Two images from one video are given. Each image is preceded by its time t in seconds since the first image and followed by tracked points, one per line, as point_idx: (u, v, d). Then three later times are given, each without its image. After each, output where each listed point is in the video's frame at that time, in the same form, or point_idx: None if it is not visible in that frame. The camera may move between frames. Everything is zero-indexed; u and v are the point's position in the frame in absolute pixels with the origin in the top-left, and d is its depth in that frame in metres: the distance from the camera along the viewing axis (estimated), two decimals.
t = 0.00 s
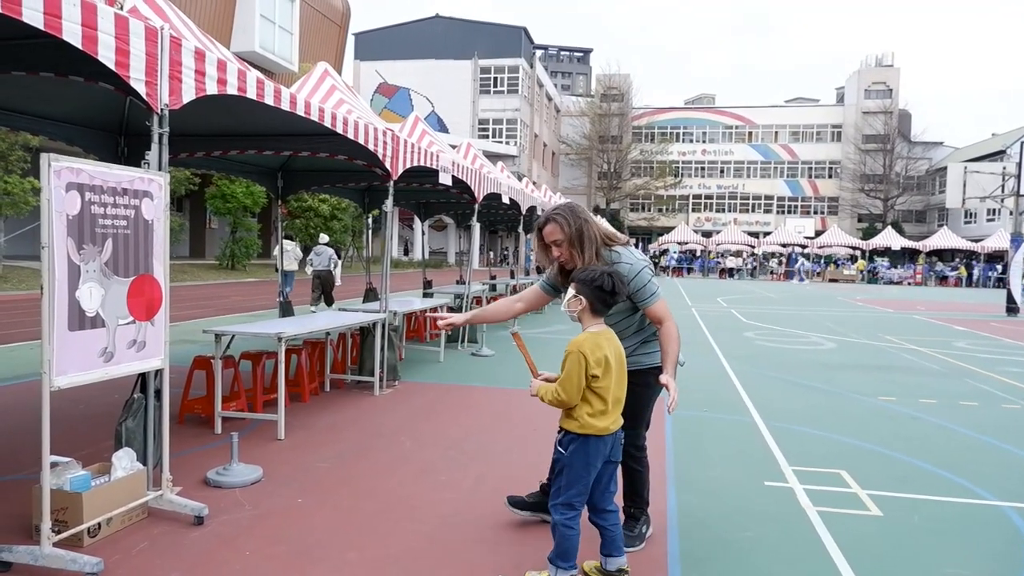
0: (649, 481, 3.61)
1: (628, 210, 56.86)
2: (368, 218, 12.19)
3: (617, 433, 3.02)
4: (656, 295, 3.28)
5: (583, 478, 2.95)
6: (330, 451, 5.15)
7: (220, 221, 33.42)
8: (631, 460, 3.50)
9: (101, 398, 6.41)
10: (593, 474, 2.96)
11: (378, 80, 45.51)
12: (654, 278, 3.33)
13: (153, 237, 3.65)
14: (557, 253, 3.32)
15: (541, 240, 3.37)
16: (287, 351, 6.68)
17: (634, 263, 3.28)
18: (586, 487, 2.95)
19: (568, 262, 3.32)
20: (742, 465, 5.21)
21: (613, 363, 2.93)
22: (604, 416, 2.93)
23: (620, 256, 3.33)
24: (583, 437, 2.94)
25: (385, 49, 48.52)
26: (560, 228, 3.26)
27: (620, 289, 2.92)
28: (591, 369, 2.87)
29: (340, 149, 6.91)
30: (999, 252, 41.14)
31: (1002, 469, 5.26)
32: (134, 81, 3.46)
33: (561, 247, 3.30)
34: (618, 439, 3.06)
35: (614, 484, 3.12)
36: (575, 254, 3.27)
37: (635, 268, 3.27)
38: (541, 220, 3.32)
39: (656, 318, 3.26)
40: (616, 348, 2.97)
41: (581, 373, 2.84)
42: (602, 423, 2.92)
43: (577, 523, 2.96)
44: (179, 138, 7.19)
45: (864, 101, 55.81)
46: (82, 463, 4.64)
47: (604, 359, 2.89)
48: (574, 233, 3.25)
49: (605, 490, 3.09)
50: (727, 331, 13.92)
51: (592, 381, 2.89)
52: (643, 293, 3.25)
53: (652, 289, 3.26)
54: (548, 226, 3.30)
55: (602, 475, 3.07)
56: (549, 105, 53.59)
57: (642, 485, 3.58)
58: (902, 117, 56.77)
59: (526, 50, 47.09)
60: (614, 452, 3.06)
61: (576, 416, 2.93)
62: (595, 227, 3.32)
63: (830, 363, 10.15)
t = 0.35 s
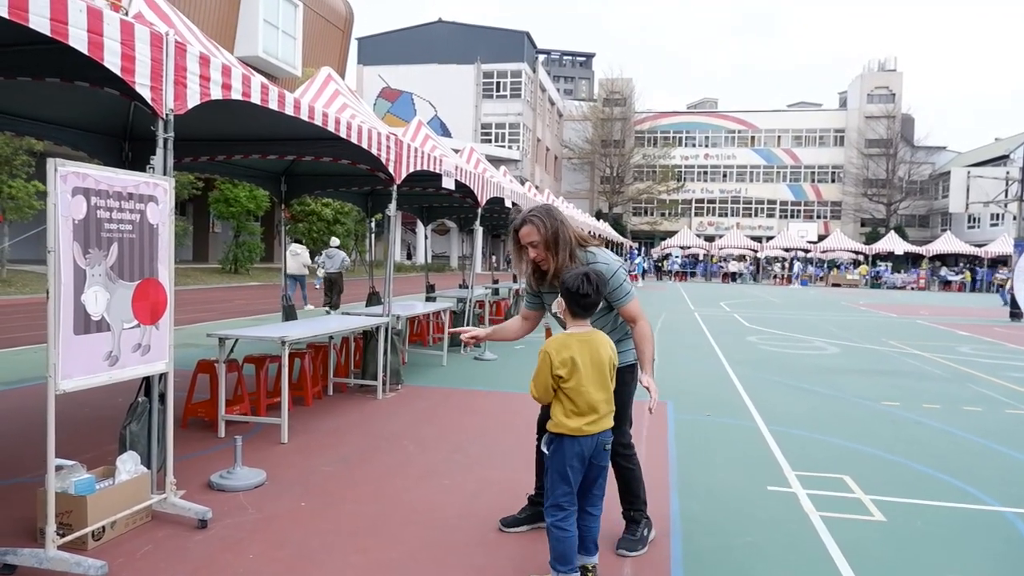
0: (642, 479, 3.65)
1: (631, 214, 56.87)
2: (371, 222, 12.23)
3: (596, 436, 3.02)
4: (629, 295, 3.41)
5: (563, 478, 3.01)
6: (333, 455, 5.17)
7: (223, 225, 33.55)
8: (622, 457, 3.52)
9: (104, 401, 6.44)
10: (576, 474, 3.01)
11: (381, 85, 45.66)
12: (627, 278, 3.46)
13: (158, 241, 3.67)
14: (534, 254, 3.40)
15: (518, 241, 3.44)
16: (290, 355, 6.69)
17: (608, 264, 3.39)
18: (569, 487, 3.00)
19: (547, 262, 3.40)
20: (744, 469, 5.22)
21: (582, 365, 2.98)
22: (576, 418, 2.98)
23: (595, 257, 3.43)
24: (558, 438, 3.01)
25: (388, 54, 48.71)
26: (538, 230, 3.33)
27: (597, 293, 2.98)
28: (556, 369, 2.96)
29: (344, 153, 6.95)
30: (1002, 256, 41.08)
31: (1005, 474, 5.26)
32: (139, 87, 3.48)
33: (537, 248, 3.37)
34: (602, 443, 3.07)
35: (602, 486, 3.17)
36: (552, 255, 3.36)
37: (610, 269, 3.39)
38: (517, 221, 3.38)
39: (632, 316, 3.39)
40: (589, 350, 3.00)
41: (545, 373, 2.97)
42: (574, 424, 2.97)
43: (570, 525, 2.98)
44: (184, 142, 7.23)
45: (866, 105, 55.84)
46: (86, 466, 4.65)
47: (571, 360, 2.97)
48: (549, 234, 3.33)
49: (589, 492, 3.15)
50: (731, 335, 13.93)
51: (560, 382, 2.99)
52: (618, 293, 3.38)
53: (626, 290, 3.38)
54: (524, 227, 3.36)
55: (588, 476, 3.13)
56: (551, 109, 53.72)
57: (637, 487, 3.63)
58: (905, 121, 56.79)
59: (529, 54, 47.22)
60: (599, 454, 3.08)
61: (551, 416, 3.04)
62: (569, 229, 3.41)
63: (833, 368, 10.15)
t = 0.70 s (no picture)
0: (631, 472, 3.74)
1: (636, 217, 56.83)
2: (377, 226, 12.25)
3: (588, 438, 3.11)
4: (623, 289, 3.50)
5: (556, 473, 3.16)
6: (339, 458, 5.18)
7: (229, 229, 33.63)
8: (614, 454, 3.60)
9: (111, 404, 6.46)
10: (568, 473, 3.14)
11: (386, 89, 45.73)
12: (619, 273, 3.56)
13: (166, 244, 3.69)
14: (534, 250, 3.40)
15: (515, 237, 3.42)
16: (296, 358, 6.70)
17: (602, 260, 3.48)
18: (556, 480, 3.15)
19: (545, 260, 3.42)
20: (750, 474, 5.20)
21: (577, 367, 3.12)
22: (570, 418, 3.12)
23: (590, 254, 3.50)
24: (554, 436, 3.18)
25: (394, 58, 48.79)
26: (540, 228, 3.33)
27: (595, 297, 3.11)
28: (553, 370, 3.16)
29: (350, 157, 6.97)
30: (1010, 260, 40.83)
31: (1013, 480, 5.24)
32: (148, 91, 3.51)
33: (538, 245, 3.38)
34: (597, 447, 3.14)
35: (607, 490, 3.22)
36: (553, 253, 3.38)
37: (604, 264, 3.48)
38: (517, 219, 3.36)
39: (624, 310, 3.50)
40: (585, 353, 3.13)
41: (545, 374, 3.18)
42: (567, 423, 3.11)
43: (550, 508, 3.18)
44: (191, 147, 7.26)
45: (872, 109, 55.72)
46: (94, 469, 4.67)
47: (566, 361, 3.13)
48: (551, 232, 3.35)
49: (593, 492, 3.20)
50: (737, 340, 13.89)
51: (558, 382, 3.17)
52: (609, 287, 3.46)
53: (620, 285, 3.48)
54: (524, 224, 3.34)
55: (588, 476, 3.21)
56: (556, 113, 53.72)
57: (628, 482, 3.71)
58: (911, 125, 56.61)
59: (534, 58, 47.24)
60: (594, 456, 3.16)
61: (551, 415, 3.22)
62: (566, 225, 3.43)
63: (840, 372, 10.10)
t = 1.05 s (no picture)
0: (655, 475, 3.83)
1: (642, 220, 56.74)
2: (383, 228, 12.25)
3: (572, 434, 3.18)
4: (656, 297, 3.58)
5: (544, 470, 3.24)
6: (345, 460, 5.18)
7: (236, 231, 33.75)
8: (641, 458, 3.71)
9: (119, 406, 6.49)
10: (555, 470, 3.21)
11: (392, 91, 45.85)
12: (653, 281, 3.64)
13: (173, 247, 3.69)
14: (568, 257, 3.52)
15: (551, 244, 3.56)
16: (302, 360, 6.72)
17: (637, 267, 3.58)
18: (544, 479, 3.22)
19: (578, 264, 3.53)
20: (757, 477, 5.18)
21: (558, 363, 3.19)
22: (553, 415, 3.19)
23: (625, 262, 3.61)
24: (541, 432, 3.27)
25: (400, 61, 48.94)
26: (574, 233, 3.48)
27: (582, 295, 3.16)
28: (538, 368, 3.25)
29: (356, 160, 6.97)
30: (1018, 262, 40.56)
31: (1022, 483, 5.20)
32: (155, 95, 3.52)
33: (572, 251, 3.50)
34: (582, 445, 3.19)
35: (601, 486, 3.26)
36: (587, 257, 3.49)
37: (638, 272, 3.57)
38: (554, 225, 3.51)
39: (657, 318, 3.57)
40: (567, 351, 3.20)
41: (532, 371, 3.28)
42: (549, 419, 3.19)
43: (546, 511, 3.23)
44: (198, 149, 7.29)
45: (880, 111, 55.56)
46: (101, 471, 4.68)
47: (549, 358, 3.21)
48: (585, 238, 3.48)
49: (586, 489, 3.24)
50: (743, 342, 13.84)
51: (543, 379, 3.25)
52: (644, 295, 3.55)
53: (654, 292, 3.56)
54: (559, 231, 3.50)
55: (579, 474, 3.25)
56: (562, 115, 53.73)
57: (647, 484, 3.78)
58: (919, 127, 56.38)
59: (540, 61, 47.29)
60: (579, 453, 3.20)
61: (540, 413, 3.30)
62: (601, 235, 3.57)
63: (847, 375, 10.05)
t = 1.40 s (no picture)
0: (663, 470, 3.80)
1: (647, 219, 56.66)
2: (388, 228, 12.27)
3: (588, 431, 3.18)
4: (667, 296, 3.58)
5: (558, 468, 3.23)
6: (350, 460, 5.18)
7: (241, 232, 33.86)
8: (649, 449, 3.72)
9: (125, 407, 6.50)
10: (570, 467, 3.21)
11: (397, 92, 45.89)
12: (665, 281, 3.64)
13: (178, 247, 3.70)
14: (580, 261, 3.51)
15: (563, 246, 3.55)
16: (307, 361, 6.72)
17: (648, 268, 3.58)
18: (560, 476, 3.21)
19: (589, 266, 3.51)
20: (764, 477, 5.16)
21: (572, 362, 3.20)
22: (569, 411, 3.19)
23: (635, 263, 3.60)
24: (556, 430, 3.26)
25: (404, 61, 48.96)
26: (585, 236, 3.46)
27: (593, 294, 3.15)
28: (553, 366, 3.24)
29: (361, 160, 6.97)
30: None
31: None
32: (160, 95, 3.52)
33: (584, 255, 3.49)
34: (597, 440, 3.19)
35: (614, 482, 3.26)
36: (598, 260, 3.48)
37: (650, 274, 3.57)
38: (566, 229, 3.50)
39: (669, 316, 3.58)
40: (581, 348, 3.21)
41: (546, 370, 3.28)
42: (566, 417, 3.19)
43: (559, 508, 3.21)
44: (204, 150, 7.29)
45: (886, 110, 55.38)
46: (107, 471, 4.69)
47: (563, 357, 3.22)
48: (597, 242, 3.46)
49: (599, 485, 3.25)
50: (749, 342, 13.81)
51: (558, 377, 3.24)
52: (656, 294, 3.56)
53: (664, 292, 3.56)
54: (571, 235, 3.49)
55: (593, 471, 3.25)
56: (567, 115, 53.68)
57: (654, 479, 3.78)
58: (925, 126, 56.13)
59: (545, 61, 47.26)
60: (594, 450, 3.20)
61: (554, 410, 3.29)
62: (613, 237, 3.55)
63: (854, 375, 10.02)
